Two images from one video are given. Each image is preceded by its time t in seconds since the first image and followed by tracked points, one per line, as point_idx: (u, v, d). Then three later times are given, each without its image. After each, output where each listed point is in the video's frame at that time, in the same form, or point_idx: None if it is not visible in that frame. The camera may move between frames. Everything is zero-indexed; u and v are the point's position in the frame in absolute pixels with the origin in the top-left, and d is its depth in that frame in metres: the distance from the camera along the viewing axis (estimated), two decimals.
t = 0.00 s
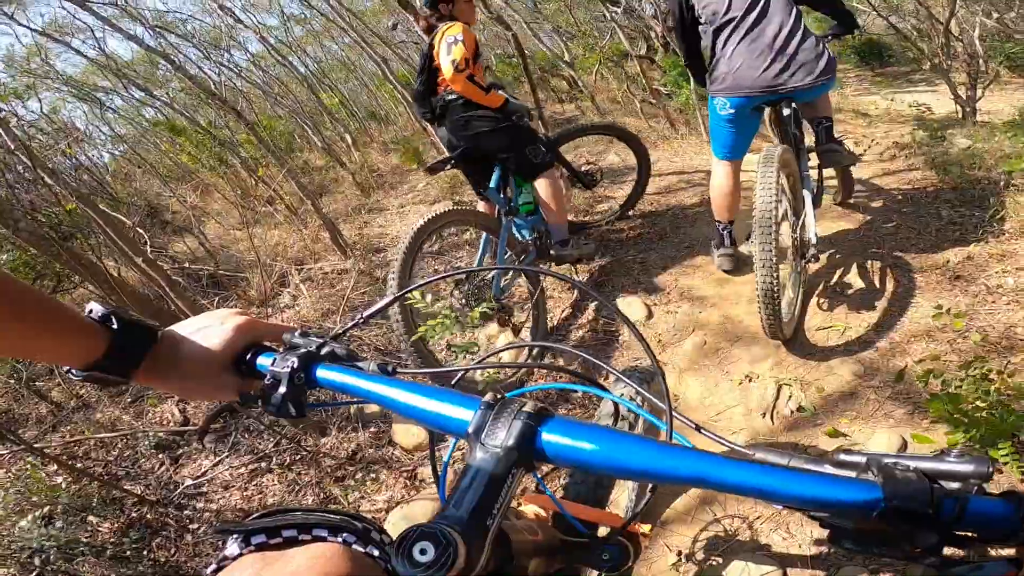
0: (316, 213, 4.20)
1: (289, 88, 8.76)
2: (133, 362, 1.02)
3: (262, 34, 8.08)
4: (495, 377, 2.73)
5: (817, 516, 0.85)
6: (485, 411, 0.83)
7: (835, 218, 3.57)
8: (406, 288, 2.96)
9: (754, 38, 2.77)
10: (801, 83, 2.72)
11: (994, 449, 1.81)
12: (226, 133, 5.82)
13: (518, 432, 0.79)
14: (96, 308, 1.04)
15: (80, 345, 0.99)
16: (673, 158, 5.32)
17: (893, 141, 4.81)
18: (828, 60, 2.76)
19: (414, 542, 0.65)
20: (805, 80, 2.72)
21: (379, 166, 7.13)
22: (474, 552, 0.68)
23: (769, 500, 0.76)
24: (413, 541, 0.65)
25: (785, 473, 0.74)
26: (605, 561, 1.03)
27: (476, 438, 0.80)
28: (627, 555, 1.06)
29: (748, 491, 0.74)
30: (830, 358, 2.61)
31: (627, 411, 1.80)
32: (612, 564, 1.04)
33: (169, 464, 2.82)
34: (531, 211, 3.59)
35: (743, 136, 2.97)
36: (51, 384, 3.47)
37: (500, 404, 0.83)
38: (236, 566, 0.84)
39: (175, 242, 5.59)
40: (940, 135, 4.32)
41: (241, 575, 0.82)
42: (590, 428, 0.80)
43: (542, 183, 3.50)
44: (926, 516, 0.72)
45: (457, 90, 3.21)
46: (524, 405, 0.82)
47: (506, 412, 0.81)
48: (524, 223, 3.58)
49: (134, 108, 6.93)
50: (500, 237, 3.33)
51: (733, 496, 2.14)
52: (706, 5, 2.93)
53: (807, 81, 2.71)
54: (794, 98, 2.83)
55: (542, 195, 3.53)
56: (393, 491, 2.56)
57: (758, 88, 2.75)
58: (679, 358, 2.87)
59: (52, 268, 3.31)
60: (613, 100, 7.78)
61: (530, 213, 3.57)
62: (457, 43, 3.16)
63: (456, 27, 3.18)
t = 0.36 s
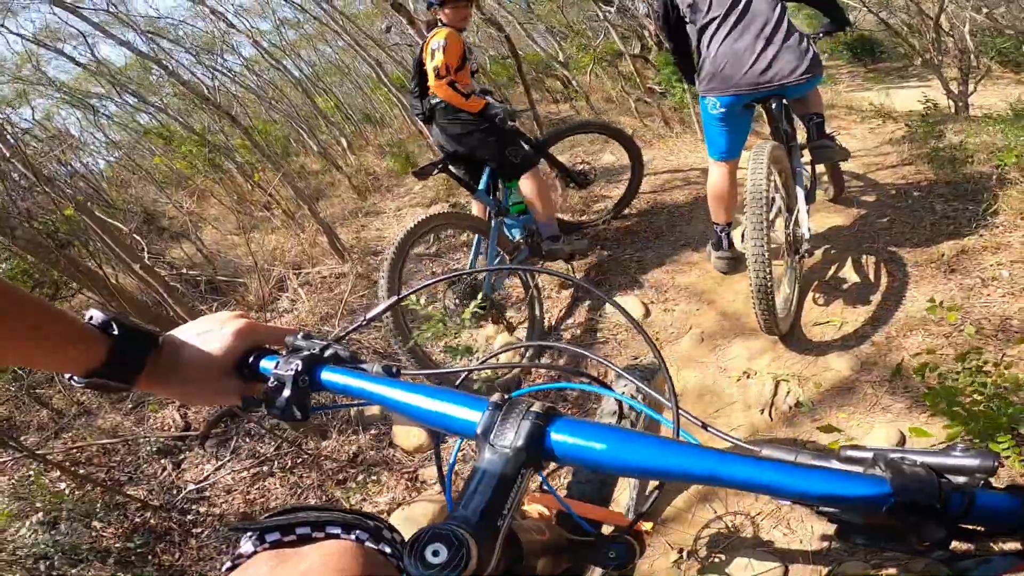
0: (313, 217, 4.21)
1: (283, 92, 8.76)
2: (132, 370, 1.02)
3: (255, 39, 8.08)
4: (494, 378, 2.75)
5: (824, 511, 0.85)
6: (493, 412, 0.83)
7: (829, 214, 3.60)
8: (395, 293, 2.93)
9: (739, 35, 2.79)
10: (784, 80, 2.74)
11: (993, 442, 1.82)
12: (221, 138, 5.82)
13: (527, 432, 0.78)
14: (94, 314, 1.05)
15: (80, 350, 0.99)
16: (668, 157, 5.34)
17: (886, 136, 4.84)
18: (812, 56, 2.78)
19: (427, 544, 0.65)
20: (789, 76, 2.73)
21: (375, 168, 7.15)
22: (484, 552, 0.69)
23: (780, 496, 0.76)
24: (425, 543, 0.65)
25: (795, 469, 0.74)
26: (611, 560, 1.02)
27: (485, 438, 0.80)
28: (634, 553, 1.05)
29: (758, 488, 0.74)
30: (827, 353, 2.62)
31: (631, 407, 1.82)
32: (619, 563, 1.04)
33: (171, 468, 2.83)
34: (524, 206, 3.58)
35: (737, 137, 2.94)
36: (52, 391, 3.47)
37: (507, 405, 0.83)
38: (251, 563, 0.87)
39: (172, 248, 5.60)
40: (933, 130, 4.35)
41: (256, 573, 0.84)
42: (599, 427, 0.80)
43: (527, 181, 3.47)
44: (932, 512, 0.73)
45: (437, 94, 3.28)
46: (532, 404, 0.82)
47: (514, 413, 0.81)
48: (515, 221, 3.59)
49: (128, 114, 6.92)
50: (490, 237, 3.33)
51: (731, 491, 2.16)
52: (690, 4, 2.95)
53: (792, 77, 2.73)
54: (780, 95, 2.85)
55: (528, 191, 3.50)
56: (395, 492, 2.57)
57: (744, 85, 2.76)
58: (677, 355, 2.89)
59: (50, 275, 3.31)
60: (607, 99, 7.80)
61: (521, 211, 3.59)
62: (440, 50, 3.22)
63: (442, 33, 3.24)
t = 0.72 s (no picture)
0: (306, 220, 4.19)
1: (275, 94, 8.72)
2: (122, 377, 0.98)
3: (246, 41, 8.04)
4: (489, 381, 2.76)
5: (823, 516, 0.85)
6: (489, 418, 0.83)
7: (820, 215, 3.62)
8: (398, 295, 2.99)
9: (728, 40, 2.79)
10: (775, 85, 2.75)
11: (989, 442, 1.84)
12: (212, 141, 5.79)
13: (523, 438, 0.78)
14: (84, 321, 1.00)
15: (69, 357, 0.95)
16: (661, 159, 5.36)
17: (877, 137, 4.87)
18: (803, 59, 2.77)
19: (424, 552, 0.64)
20: (777, 83, 2.75)
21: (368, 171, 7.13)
22: (482, 561, 0.67)
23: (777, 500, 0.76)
24: (422, 550, 0.64)
25: (793, 473, 0.74)
26: (610, 564, 1.01)
27: (482, 444, 0.80)
28: (631, 558, 1.05)
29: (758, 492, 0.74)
30: (821, 354, 2.64)
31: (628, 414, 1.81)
32: (617, 567, 1.03)
33: (164, 473, 2.80)
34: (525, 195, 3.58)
35: (733, 138, 2.96)
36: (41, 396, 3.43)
37: (503, 411, 0.83)
38: (253, 570, 0.85)
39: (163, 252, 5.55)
40: (922, 131, 4.39)
41: None
42: (596, 432, 0.80)
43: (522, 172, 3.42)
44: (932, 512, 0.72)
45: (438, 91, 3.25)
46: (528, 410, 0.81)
47: (510, 417, 0.81)
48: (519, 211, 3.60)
49: (118, 117, 6.87)
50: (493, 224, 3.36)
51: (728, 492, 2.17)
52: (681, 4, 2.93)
53: (783, 82, 2.74)
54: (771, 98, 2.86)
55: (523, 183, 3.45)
56: (390, 496, 2.56)
57: (732, 91, 2.78)
58: (671, 356, 2.89)
59: (39, 279, 3.27)
60: (600, 101, 7.81)
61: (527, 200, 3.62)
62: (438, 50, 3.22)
63: (433, 35, 3.24)
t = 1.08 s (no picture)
0: (299, 224, 4.17)
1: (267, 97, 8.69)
2: (116, 383, 0.97)
3: (238, 43, 8.01)
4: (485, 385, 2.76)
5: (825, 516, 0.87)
6: (490, 424, 0.83)
7: (812, 219, 3.65)
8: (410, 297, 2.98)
9: (711, 51, 2.80)
10: (756, 96, 2.73)
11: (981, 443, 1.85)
12: (204, 144, 5.76)
13: (525, 443, 0.78)
14: (79, 328, 0.99)
15: (60, 362, 0.93)
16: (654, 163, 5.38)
17: (867, 141, 4.92)
18: (786, 70, 2.77)
19: (428, 558, 0.64)
20: (761, 93, 2.73)
21: (361, 175, 7.12)
22: (486, 567, 0.67)
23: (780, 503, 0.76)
24: (426, 557, 0.64)
25: (794, 476, 0.74)
26: (611, 568, 0.99)
27: (484, 450, 0.80)
28: (631, 561, 1.04)
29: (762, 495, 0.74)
30: (813, 357, 2.66)
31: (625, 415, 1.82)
32: (618, 570, 1.01)
33: (155, 478, 2.78)
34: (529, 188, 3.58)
35: (719, 142, 3.00)
36: (29, 401, 3.39)
37: (505, 417, 0.83)
38: None
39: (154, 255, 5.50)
40: (912, 135, 4.43)
41: None
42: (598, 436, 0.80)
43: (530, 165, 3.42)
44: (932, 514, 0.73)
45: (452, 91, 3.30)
46: (529, 416, 0.81)
47: (511, 424, 0.81)
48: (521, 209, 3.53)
49: (109, 120, 6.82)
50: (498, 223, 3.35)
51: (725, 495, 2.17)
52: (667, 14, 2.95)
53: (764, 93, 2.72)
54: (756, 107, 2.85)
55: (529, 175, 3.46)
56: (385, 501, 2.55)
57: (717, 100, 2.78)
58: (665, 360, 2.90)
59: (28, 283, 3.23)
60: (592, 105, 7.83)
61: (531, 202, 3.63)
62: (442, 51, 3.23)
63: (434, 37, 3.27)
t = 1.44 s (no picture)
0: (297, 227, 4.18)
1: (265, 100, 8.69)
2: (126, 380, 0.96)
3: (237, 45, 8.02)
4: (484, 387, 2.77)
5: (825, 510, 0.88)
6: (498, 418, 0.83)
7: (809, 225, 3.68)
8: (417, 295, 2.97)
9: (673, 53, 2.79)
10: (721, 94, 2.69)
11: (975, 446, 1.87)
12: (202, 146, 5.76)
13: (533, 436, 0.79)
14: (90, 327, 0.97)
15: (70, 360, 0.93)
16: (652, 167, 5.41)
17: (864, 147, 4.95)
18: (748, 62, 2.65)
19: (440, 547, 0.65)
20: (725, 91, 2.68)
21: (359, 178, 7.12)
22: (497, 557, 0.68)
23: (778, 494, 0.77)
24: (438, 546, 0.65)
25: (790, 467, 0.76)
26: (612, 563, 1.05)
27: (492, 443, 0.81)
28: (633, 558, 1.09)
29: (763, 486, 0.76)
30: (810, 360, 2.68)
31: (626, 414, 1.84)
32: (619, 566, 1.07)
33: (151, 480, 2.77)
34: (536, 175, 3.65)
35: (708, 145, 3.00)
36: (24, 402, 3.38)
37: (512, 411, 0.83)
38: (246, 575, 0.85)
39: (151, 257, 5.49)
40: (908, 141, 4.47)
41: None
42: (602, 430, 0.81)
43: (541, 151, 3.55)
44: (929, 502, 0.74)
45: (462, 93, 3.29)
46: (536, 409, 0.82)
47: (519, 417, 0.82)
48: (528, 217, 3.62)
49: (107, 121, 6.81)
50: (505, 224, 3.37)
51: (722, 498, 2.19)
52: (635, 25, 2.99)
53: (729, 91, 2.67)
54: (733, 104, 2.84)
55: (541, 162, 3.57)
56: (383, 503, 2.55)
57: (683, 105, 2.81)
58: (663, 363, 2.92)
59: (25, 283, 3.23)
60: (591, 109, 7.86)
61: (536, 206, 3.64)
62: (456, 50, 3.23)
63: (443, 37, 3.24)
